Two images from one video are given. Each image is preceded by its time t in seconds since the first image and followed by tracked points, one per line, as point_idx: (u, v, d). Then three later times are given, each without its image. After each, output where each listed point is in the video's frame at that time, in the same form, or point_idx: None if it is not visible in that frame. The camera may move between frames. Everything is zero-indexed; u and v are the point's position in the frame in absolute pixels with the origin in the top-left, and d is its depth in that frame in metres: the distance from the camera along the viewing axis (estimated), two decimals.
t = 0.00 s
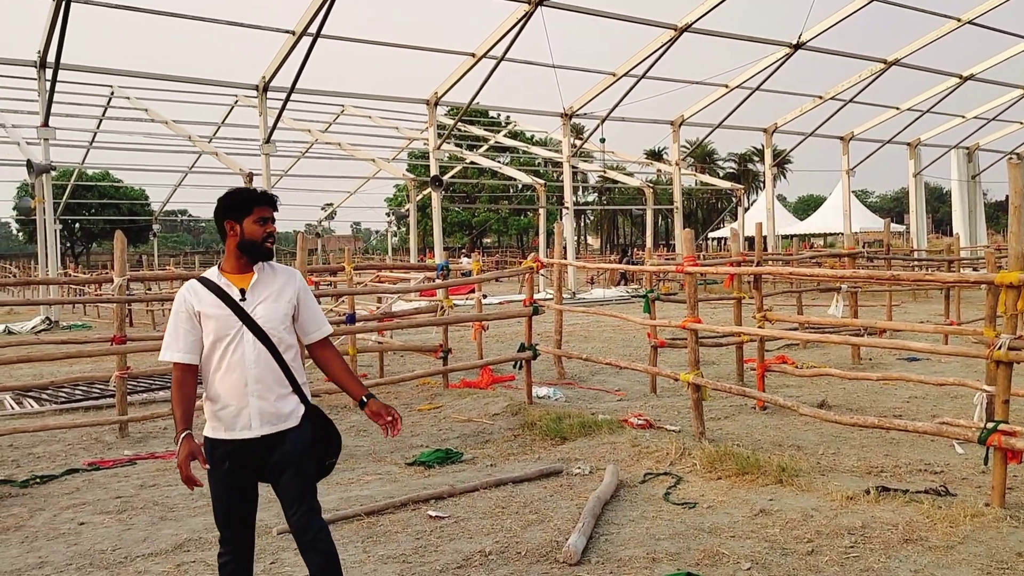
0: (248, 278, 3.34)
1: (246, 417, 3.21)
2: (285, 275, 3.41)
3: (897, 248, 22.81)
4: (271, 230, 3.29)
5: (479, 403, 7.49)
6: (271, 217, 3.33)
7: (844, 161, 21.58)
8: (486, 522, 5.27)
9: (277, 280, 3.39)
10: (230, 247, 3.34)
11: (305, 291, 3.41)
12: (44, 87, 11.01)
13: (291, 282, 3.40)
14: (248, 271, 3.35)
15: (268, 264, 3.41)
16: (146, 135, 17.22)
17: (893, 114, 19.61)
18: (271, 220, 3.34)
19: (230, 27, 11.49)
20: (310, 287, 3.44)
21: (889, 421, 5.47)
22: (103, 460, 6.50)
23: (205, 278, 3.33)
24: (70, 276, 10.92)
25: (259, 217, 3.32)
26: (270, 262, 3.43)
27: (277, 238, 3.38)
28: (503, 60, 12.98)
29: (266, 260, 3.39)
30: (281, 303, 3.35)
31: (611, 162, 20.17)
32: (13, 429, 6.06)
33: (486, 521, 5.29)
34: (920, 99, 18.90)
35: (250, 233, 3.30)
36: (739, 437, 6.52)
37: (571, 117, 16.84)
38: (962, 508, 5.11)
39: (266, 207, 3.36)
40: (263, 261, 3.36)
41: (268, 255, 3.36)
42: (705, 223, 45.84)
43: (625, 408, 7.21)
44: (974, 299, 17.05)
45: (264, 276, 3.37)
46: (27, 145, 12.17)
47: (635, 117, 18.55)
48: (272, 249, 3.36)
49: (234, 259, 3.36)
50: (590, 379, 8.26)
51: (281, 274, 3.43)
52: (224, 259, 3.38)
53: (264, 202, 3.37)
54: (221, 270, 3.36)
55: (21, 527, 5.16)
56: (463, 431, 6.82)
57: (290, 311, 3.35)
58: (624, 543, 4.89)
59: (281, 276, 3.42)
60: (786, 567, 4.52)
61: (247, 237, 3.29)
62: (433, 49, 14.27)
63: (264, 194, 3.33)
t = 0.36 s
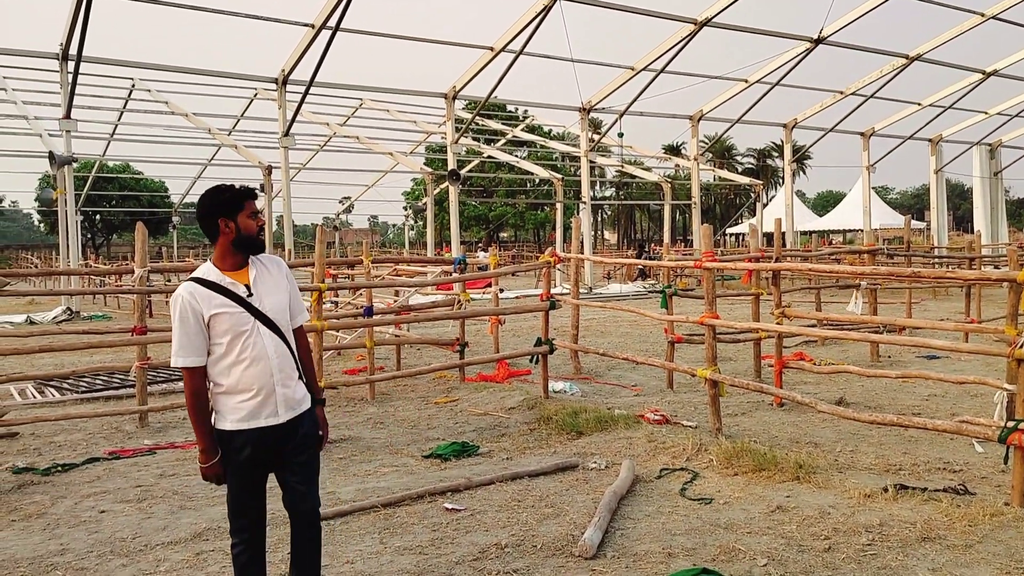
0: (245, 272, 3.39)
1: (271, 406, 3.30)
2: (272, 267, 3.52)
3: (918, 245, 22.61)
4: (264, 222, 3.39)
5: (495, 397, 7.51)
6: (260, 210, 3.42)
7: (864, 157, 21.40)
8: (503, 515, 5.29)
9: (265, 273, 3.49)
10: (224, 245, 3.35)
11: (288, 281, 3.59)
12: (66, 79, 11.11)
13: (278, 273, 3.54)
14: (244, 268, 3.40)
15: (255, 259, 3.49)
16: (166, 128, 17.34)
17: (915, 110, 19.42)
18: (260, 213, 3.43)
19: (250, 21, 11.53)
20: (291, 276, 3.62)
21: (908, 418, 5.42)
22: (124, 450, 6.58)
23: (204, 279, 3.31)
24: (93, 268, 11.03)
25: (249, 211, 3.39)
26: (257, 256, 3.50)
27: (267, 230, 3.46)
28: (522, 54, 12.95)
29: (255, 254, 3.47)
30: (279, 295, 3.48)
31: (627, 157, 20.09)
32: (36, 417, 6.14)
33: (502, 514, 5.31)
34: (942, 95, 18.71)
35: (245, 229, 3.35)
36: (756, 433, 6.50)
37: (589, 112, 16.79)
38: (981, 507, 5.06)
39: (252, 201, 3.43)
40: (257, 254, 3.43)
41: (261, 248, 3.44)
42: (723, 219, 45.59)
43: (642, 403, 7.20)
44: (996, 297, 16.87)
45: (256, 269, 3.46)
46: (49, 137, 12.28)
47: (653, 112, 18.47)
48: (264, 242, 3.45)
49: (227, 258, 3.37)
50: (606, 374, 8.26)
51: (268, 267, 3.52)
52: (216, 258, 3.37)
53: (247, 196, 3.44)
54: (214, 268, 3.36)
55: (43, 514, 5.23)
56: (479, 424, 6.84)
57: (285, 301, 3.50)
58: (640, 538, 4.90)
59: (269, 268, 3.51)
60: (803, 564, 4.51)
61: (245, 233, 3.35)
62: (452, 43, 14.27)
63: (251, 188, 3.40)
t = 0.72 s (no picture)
0: (256, 266, 3.44)
1: (276, 391, 3.33)
2: (280, 261, 3.58)
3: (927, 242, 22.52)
4: (274, 218, 3.44)
5: (502, 392, 7.51)
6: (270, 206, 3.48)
7: (874, 154, 21.31)
8: (510, 509, 5.30)
9: (273, 266, 3.54)
10: (236, 239, 3.39)
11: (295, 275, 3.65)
12: (76, 73, 11.14)
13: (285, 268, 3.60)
14: (254, 260, 3.45)
15: (264, 253, 3.55)
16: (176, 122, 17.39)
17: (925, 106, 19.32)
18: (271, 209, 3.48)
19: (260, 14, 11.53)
20: (298, 272, 3.68)
21: (917, 415, 5.38)
22: (133, 442, 6.61)
23: (214, 269, 3.35)
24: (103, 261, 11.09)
25: (260, 207, 3.43)
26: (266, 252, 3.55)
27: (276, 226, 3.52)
28: (531, 48, 12.93)
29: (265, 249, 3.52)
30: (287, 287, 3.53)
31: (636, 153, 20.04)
32: (46, 409, 6.17)
33: (509, 508, 5.32)
34: (953, 90, 18.61)
35: (256, 225, 3.40)
36: (764, 429, 6.49)
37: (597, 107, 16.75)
38: (990, 504, 5.04)
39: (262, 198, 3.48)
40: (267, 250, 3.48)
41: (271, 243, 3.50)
42: (731, 215, 45.49)
43: (649, 399, 7.20)
44: (1006, 295, 16.78)
45: (265, 262, 3.51)
46: (59, 131, 12.33)
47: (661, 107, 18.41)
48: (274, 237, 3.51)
49: (238, 251, 3.42)
50: (614, 369, 8.26)
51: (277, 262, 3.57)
52: (227, 252, 3.42)
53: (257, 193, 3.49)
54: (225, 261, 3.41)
55: (53, 505, 5.27)
56: (487, 419, 6.85)
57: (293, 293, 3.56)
58: (647, 532, 4.90)
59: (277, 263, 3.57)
60: (810, 560, 4.50)
61: (256, 228, 3.40)
62: (461, 38, 14.25)
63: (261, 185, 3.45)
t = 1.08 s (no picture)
0: (263, 268, 3.50)
1: (274, 387, 3.37)
2: (287, 265, 3.65)
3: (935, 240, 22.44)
4: (287, 223, 3.49)
5: (509, 391, 7.52)
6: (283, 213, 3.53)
7: (881, 151, 21.24)
8: (517, 508, 5.31)
9: (279, 269, 3.61)
10: (247, 240, 3.45)
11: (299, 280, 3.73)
12: (84, 73, 11.17)
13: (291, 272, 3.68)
14: (263, 261, 3.52)
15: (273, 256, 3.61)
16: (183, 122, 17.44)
17: (932, 103, 19.25)
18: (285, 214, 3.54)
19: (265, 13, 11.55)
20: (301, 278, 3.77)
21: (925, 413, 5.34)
22: (142, 441, 6.64)
23: (224, 265, 3.41)
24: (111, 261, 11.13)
25: (274, 212, 3.49)
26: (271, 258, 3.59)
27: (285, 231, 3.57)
28: (536, 47, 12.91)
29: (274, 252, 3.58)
30: (290, 289, 3.62)
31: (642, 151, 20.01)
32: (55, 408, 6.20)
33: (516, 507, 5.32)
34: (961, 87, 18.53)
35: (269, 229, 3.45)
36: (771, 428, 6.48)
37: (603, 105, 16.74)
38: (998, 503, 5.02)
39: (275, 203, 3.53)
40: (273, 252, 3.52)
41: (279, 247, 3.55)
42: (737, 213, 45.45)
43: (656, 397, 7.19)
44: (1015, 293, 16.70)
45: (273, 265, 3.58)
46: (66, 131, 12.37)
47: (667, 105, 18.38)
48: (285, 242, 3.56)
49: (248, 251, 3.49)
50: (620, 368, 8.26)
51: (281, 267, 3.63)
52: (239, 250, 3.48)
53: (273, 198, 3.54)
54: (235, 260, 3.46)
55: (63, 504, 5.29)
56: (494, 418, 6.85)
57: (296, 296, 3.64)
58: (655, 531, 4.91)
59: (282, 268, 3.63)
60: (818, 559, 4.50)
61: (269, 232, 3.45)
62: (467, 36, 14.25)
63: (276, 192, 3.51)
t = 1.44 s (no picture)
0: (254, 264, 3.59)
1: (263, 380, 3.47)
2: (277, 263, 3.72)
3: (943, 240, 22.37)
4: (277, 222, 3.57)
5: (516, 390, 7.51)
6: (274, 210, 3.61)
7: (889, 151, 21.18)
8: (524, 507, 5.31)
9: (270, 265, 3.70)
10: (238, 237, 3.53)
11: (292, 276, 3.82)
12: (92, 73, 11.21)
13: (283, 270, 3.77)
14: (254, 257, 3.60)
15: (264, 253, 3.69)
16: (192, 122, 17.51)
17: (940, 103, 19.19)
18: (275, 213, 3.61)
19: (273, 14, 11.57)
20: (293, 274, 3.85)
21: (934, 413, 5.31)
22: (150, 439, 6.65)
23: (217, 261, 3.49)
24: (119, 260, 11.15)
25: (265, 209, 3.56)
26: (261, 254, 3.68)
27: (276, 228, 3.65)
28: (543, 47, 12.90)
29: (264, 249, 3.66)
30: (281, 285, 3.70)
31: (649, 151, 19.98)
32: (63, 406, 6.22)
33: (523, 507, 5.32)
34: (969, 87, 18.47)
35: (259, 225, 3.53)
36: (779, 428, 6.47)
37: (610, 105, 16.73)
38: (1008, 504, 5.01)
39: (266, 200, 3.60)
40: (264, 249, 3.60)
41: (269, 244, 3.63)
42: (745, 213, 45.38)
43: (663, 397, 7.19)
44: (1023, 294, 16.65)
45: (264, 262, 3.66)
46: (75, 131, 12.40)
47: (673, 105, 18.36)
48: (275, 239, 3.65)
49: (239, 246, 3.56)
50: (627, 368, 8.25)
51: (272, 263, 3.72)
52: (229, 246, 3.56)
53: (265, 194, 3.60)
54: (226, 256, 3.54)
55: (72, 502, 5.30)
56: (501, 417, 6.86)
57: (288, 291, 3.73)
58: (662, 531, 4.90)
59: (272, 264, 3.72)
60: (827, 559, 4.49)
61: (259, 229, 3.53)
62: (473, 36, 14.26)
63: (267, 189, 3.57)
